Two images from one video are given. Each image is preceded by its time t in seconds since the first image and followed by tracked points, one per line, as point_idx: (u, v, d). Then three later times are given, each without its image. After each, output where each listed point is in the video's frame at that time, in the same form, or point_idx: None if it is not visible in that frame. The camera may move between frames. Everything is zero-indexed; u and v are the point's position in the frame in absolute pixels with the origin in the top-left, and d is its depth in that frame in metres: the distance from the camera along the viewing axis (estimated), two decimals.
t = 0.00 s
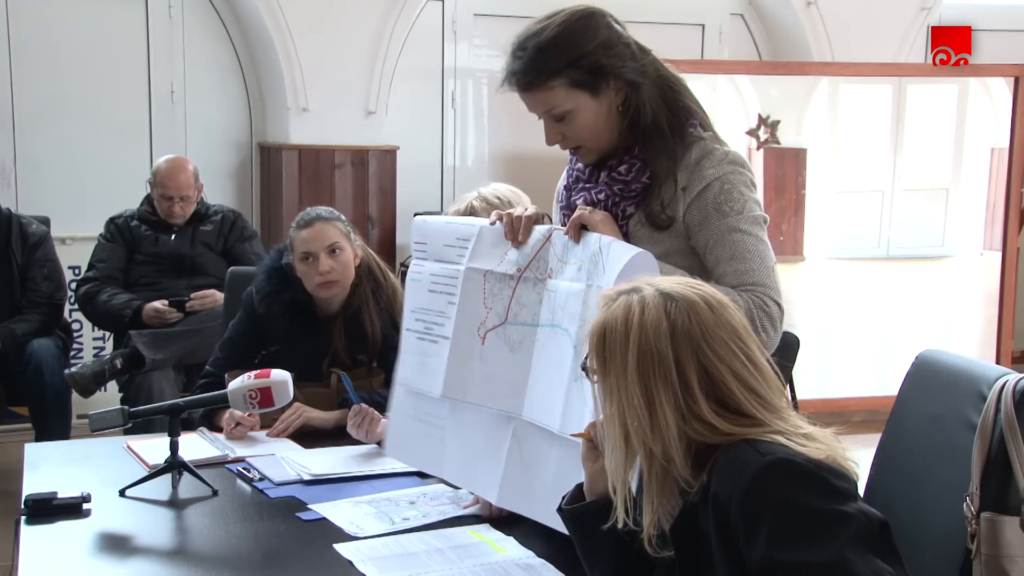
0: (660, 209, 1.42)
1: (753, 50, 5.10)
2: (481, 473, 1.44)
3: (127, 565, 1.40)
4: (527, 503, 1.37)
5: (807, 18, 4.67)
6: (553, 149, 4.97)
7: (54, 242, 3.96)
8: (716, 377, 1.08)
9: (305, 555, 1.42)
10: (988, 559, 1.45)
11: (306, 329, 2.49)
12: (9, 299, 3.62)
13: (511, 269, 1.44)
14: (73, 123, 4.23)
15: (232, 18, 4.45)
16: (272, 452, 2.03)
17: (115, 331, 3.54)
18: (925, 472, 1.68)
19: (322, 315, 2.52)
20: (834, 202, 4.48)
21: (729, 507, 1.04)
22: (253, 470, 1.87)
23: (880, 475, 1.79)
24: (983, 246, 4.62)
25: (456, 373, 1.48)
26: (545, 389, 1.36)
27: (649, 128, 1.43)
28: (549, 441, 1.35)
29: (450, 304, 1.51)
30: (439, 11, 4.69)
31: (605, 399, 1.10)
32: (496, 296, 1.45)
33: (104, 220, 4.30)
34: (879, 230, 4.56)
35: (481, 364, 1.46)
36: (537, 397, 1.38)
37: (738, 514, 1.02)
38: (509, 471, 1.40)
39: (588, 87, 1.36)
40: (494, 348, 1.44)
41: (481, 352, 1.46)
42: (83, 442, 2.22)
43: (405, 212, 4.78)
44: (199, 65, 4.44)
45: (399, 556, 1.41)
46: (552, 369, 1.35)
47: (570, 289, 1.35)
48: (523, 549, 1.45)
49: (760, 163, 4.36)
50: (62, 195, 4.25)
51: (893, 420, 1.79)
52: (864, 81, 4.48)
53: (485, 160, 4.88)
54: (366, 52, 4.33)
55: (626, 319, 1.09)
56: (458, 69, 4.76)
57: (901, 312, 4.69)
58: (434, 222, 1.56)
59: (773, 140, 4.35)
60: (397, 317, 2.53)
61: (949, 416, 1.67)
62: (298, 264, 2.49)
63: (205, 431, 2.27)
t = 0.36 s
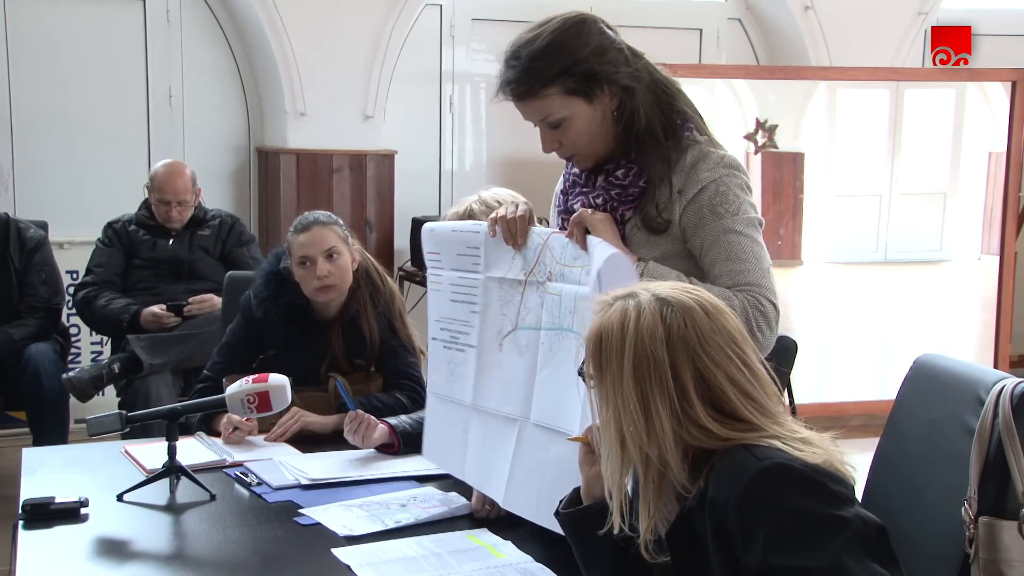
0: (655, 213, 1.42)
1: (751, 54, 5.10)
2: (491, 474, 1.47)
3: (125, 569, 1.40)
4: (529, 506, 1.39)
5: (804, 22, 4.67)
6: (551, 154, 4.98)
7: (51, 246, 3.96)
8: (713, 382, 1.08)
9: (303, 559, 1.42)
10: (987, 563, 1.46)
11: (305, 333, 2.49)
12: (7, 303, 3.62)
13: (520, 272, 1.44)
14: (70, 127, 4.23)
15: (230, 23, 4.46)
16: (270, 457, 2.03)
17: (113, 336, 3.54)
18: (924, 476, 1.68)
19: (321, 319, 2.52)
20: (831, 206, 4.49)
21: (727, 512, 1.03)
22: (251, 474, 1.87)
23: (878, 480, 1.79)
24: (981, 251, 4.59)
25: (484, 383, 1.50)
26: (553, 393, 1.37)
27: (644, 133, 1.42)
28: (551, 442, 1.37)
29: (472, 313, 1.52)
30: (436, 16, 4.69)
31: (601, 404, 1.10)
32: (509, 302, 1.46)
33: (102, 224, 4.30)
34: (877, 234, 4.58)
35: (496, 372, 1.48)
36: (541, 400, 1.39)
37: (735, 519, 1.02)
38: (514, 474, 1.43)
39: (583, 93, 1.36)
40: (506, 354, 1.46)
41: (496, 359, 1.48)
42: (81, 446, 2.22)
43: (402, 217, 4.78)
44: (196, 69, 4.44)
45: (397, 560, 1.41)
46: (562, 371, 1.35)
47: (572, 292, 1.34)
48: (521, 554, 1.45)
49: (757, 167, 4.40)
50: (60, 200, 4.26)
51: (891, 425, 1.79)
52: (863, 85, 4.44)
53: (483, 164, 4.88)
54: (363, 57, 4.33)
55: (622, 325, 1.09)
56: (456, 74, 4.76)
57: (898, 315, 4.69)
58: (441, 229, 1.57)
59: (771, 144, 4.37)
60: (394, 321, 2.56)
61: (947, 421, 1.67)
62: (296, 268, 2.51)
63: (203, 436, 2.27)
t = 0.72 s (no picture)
0: (654, 215, 1.42)
1: (750, 58, 5.10)
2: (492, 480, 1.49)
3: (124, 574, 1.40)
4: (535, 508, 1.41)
5: (804, 27, 4.68)
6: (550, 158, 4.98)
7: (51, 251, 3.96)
8: (718, 386, 1.08)
9: (302, 564, 1.42)
10: (987, 567, 1.46)
11: (304, 338, 2.50)
12: (7, 308, 3.62)
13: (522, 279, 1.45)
14: (71, 132, 4.23)
15: (230, 28, 4.46)
16: (270, 461, 2.03)
17: (113, 340, 3.54)
18: (924, 481, 1.67)
19: (320, 324, 2.52)
20: (831, 210, 4.50)
21: (727, 517, 1.03)
22: (251, 479, 1.87)
23: (878, 485, 1.78)
24: (980, 255, 4.60)
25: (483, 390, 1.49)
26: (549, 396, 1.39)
27: (643, 137, 1.42)
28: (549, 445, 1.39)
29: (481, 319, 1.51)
30: (436, 20, 4.70)
31: (604, 406, 1.10)
32: (513, 308, 1.46)
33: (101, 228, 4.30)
34: (876, 239, 4.59)
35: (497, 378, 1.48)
36: (543, 405, 1.39)
37: (735, 524, 1.02)
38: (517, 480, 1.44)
39: (585, 95, 1.36)
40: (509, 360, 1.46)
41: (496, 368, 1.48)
42: (80, 450, 2.21)
43: (402, 221, 4.78)
44: (197, 73, 4.45)
45: (397, 565, 1.41)
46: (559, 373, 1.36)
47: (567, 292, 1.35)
48: (520, 558, 1.45)
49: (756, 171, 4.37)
50: (59, 205, 4.26)
51: (890, 429, 1.79)
52: (861, 90, 4.45)
53: (483, 169, 4.88)
54: (363, 62, 4.33)
55: (629, 328, 1.09)
56: (456, 78, 4.76)
57: (899, 319, 4.68)
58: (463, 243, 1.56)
59: (771, 148, 4.37)
60: (394, 325, 2.57)
61: (947, 425, 1.67)
62: (296, 271, 2.51)
63: (202, 440, 2.27)
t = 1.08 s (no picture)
0: (656, 218, 1.41)
1: (750, 65, 5.10)
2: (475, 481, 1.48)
3: None
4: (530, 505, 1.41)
5: (804, 34, 4.69)
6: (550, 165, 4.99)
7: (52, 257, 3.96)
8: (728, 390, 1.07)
9: (302, 571, 1.42)
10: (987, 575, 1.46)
11: (304, 344, 2.50)
12: (7, 315, 3.62)
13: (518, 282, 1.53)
14: (72, 138, 4.24)
15: (230, 35, 4.46)
16: (270, 468, 2.03)
17: (113, 347, 3.54)
18: (925, 488, 1.67)
19: (320, 330, 2.53)
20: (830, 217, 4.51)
21: (729, 526, 1.04)
22: (251, 485, 1.87)
23: (878, 492, 1.78)
24: (980, 262, 4.60)
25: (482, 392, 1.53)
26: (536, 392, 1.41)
27: (649, 144, 1.42)
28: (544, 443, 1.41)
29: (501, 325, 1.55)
30: (436, 27, 4.71)
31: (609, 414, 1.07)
32: (512, 312, 1.53)
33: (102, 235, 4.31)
34: (876, 246, 4.60)
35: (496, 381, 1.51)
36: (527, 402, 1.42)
37: (738, 534, 1.02)
38: (508, 480, 1.43)
39: (593, 97, 1.37)
40: (505, 361, 1.50)
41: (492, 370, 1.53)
42: (80, 458, 2.21)
43: (402, 227, 4.78)
44: (197, 80, 4.45)
45: (397, 572, 1.41)
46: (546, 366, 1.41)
47: (546, 285, 1.43)
48: (520, 565, 1.45)
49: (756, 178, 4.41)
50: (59, 212, 4.27)
51: (891, 436, 1.79)
52: (862, 97, 4.45)
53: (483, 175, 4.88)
54: (363, 69, 4.33)
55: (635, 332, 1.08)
56: (456, 84, 4.77)
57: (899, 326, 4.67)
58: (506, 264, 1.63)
59: (770, 155, 4.37)
60: (394, 331, 2.56)
61: (947, 432, 1.67)
62: (297, 279, 2.53)
63: (202, 447, 2.27)
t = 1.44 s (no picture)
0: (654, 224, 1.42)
1: (749, 71, 5.10)
2: (465, 481, 1.48)
3: None
4: (511, 508, 1.39)
5: (803, 40, 4.69)
6: (550, 171, 4.99)
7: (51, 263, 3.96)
8: (710, 396, 1.08)
9: None
10: None
11: (304, 349, 2.51)
12: (6, 320, 3.61)
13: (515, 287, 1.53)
14: (73, 143, 4.25)
15: (230, 40, 4.47)
16: (269, 474, 2.04)
17: (113, 352, 3.54)
18: (925, 493, 1.67)
19: (319, 336, 2.54)
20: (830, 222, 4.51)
21: (727, 531, 1.03)
22: (250, 492, 1.89)
23: (878, 497, 1.78)
24: (979, 267, 4.60)
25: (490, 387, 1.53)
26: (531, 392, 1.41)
27: (650, 150, 1.42)
28: (533, 446, 1.41)
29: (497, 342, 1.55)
30: (435, 33, 4.71)
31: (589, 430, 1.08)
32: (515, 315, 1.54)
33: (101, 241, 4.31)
34: (876, 251, 4.60)
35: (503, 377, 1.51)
36: (522, 402, 1.43)
37: (735, 539, 1.02)
38: (488, 480, 1.42)
39: (596, 102, 1.37)
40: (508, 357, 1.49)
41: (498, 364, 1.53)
42: (78, 464, 2.21)
43: (401, 233, 4.78)
44: (197, 86, 4.46)
45: None
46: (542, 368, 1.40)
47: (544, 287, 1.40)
48: (519, 572, 1.45)
49: (755, 182, 4.38)
50: (58, 218, 4.27)
51: (890, 442, 1.79)
52: (861, 103, 4.45)
53: (482, 181, 4.88)
54: (363, 74, 4.33)
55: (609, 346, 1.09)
56: (455, 90, 4.77)
57: (899, 331, 4.67)
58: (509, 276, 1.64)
59: (769, 160, 4.36)
60: (393, 338, 2.57)
61: (946, 437, 1.67)
62: (295, 285, 2.53)
63: (202, 453, 2.27)
